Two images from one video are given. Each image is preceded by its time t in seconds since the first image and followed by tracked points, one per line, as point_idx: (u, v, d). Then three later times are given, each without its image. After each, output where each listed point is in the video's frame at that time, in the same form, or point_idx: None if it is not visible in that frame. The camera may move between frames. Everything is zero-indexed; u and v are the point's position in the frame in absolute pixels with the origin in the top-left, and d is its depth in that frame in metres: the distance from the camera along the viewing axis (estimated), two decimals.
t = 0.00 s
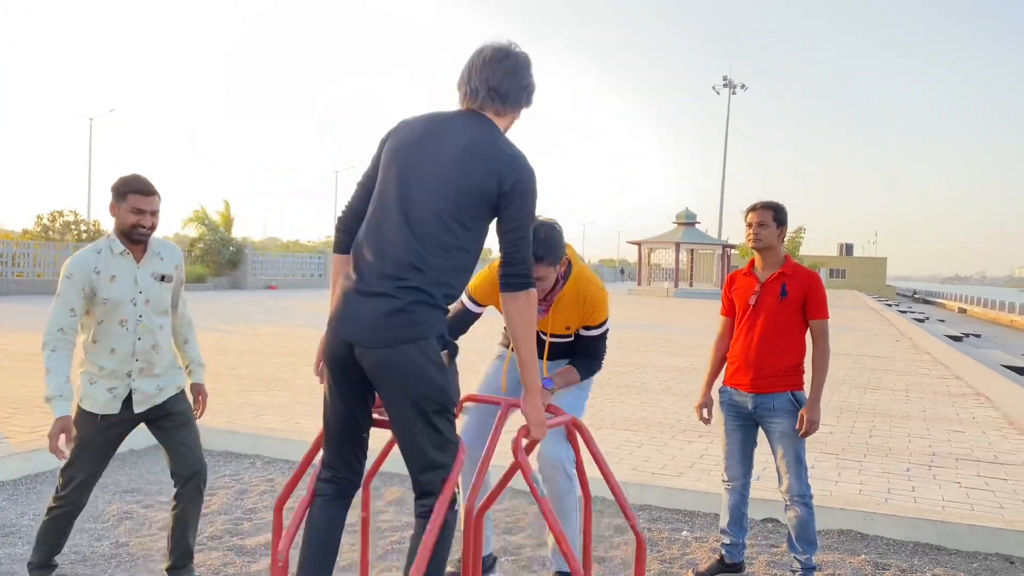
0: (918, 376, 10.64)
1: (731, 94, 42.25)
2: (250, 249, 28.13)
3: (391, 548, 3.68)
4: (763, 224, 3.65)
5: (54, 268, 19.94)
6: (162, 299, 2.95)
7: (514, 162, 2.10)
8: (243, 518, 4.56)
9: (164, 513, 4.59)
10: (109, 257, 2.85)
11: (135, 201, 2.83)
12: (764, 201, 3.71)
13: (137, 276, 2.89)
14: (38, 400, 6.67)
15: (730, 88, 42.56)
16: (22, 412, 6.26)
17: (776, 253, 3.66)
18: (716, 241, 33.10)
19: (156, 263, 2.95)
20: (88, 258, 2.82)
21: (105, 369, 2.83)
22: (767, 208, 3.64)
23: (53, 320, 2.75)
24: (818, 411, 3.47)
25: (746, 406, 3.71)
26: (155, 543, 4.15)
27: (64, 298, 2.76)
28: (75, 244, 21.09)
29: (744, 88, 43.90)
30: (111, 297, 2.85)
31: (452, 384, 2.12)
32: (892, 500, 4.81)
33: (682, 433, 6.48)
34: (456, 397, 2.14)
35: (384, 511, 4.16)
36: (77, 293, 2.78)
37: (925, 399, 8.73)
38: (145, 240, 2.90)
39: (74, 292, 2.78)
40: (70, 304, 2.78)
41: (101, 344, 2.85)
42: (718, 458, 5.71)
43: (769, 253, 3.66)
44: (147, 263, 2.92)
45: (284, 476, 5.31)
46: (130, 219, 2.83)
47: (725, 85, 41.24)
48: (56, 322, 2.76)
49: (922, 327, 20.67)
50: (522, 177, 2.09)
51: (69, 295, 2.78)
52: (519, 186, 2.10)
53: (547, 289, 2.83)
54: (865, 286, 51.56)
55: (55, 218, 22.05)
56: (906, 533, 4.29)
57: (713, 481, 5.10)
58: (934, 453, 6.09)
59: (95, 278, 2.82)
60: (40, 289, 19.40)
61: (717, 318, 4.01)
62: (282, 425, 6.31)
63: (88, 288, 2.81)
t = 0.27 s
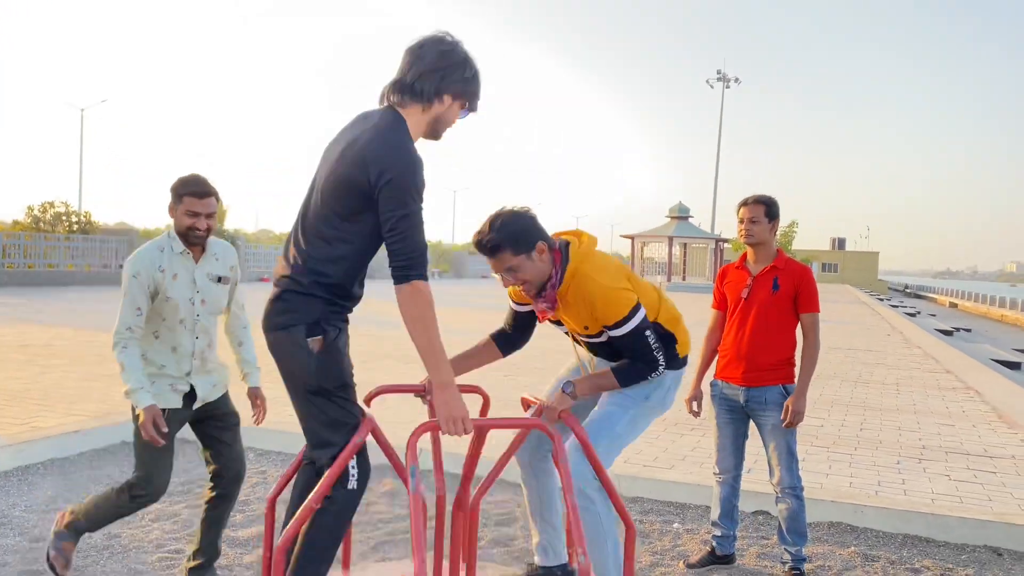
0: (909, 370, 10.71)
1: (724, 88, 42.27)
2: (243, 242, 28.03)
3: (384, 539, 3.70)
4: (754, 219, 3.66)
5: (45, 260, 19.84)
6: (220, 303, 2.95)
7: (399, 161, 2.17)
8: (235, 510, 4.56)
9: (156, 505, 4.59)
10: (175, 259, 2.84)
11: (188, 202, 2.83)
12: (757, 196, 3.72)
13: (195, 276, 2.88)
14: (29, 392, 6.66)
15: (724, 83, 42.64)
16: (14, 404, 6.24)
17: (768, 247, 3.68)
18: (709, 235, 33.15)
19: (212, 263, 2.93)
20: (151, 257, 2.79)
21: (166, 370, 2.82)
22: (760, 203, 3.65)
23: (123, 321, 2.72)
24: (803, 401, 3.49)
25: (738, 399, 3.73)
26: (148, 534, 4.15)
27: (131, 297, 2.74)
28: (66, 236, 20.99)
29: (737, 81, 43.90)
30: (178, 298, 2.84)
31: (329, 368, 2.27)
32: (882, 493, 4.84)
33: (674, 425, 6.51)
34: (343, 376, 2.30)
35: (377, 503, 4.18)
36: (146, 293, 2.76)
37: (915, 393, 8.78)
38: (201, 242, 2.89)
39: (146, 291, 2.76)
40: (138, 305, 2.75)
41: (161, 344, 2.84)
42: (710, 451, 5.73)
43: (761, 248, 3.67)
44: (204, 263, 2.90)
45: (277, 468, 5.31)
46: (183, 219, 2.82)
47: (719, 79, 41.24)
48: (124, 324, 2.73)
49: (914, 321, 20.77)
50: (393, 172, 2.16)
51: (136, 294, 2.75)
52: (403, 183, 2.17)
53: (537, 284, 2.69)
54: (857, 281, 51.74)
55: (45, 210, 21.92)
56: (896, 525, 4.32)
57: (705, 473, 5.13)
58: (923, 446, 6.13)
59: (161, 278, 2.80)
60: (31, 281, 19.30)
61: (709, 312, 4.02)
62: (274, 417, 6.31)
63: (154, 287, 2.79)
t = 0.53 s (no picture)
0: (901, 363, 10.78)
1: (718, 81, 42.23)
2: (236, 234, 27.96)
3: (377, 530, 3.72)
4: (747, 214, 3.67)
5: (36, 251, 19.77)
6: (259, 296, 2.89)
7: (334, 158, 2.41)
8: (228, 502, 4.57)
9: (150, 497, 4.59)
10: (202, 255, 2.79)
11: (213, 201, 2.74)
12: (749, 190, 3.72)
13: (227, 275, 2.82)
14: (21, 384, 6.64)
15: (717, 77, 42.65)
16: (5, 396, 6.23)
17: (760, 241, 3.70)
18: (702, 229, 33.26)
19: (246, 261, 2.86)
20: (181, 258, 2.75)
21: (209, 363, 2.83)
22: (752, 198, 3.65)
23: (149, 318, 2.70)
24: (797, 396, 3.51)
25: (730, 392, 3.75)
26: (142, 526, 4.16)
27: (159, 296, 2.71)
28: (58, 227, 20.91)
29: (734, 73, 43.86)
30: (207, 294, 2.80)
31: (292, 344, 2.64)
32: (872, 485, 4.88)
33: (666, 418, 6.54)
34: (308, 351, 2.66)
35: (370, 495, 4.19)
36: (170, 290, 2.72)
37: (906, 386, 8.84)
38: (232, 241, 2.81)
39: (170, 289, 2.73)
40: (162, 303, 2.72)
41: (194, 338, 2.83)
42: (702, 443, 5.76)
43: (753, 242, 3.69)
44: (237, 263, 2.84)
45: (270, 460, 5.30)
46: (205, 220, 2.74)
47: (714, 72, 41.25)
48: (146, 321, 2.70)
49: (905, 315, 20.92)
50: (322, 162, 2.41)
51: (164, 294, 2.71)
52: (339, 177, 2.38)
53: (466, 253, 2.39)
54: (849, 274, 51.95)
55: (37, 201, 21.81)
56: (885, 517, 4.36)
57: (696, 465, 5.16)
58: (913, 439, 6.18)
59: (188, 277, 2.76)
60: (22, 272, 19.23)
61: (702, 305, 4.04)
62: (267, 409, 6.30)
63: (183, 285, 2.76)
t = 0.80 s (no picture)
0: (890, 356, 10.87)
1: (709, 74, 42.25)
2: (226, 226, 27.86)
3: (373, 523, 3.74)
4: (740, 209, 3.69)
5: (26, 244, 19.66)
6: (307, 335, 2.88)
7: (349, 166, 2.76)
8: (223, 495, 4.57)
9: (145, 490, 4.59)
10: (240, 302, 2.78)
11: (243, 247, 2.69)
12: (743, 184, 3.75)
13: (261, 316, 2.82)
14: (13, 378, 6.62)
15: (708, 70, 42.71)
16: None
17: (753, 236, 3.72)
18: (693, 222, 33.36)
19: (279, 302, 2.85)
20: (219, 300, 2.75)
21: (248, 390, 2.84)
22: (746, 192, 3.67)
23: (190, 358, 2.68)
24: (793, 389, 3.55)
25: (724, 385, 3.78)
26: (137, 519, 4.17)
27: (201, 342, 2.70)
28: (47, 220, 20.80)
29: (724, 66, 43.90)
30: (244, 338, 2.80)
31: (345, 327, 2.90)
32: (863, 477, 4.94)
33: (658, 410, 6.60)
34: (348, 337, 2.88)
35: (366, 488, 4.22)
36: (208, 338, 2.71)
37: (895, 378, 8.93)
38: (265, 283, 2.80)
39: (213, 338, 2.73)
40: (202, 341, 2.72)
41: (237, 378, 2.85)
42: (694, 436, 5.81)
43: (746, 236, 3.71)
44: (270, 304, 2.83)
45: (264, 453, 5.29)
46: (235, 266, 2.72)
47: (704, 66, 41.31)
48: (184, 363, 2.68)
49: (894, 308, 21.08)
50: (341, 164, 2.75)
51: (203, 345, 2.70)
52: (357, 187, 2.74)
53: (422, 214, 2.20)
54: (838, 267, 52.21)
55: (26, 193, 21.68)
56: (875, 508, 4.41)
57: (689, 457, 5.21)
58: (903, 431, 6.25)
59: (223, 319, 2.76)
60: (12, 265, 19.14)
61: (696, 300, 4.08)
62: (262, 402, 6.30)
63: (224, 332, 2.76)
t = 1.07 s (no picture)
0: (879, 346, 10.97)
1: (697, 66, 42.27)
2: (213, 218, 27.67)
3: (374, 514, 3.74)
4: (742, 200, 3.65)
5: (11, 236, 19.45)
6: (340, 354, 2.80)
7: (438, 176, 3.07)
8: (222, 487, 4.43)
9: (142, 483, 4.44)
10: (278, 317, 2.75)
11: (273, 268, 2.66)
12: (743, 174, 3.69)
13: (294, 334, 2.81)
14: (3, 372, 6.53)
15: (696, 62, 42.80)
16: None
17: (751, 227, 3.68)
18: (681, 214, 33.48)
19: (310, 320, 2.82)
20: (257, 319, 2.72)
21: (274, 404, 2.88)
22: (746, 183, 3.61)
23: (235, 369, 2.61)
24: (789, 379, 3.56)
25: (722, 375, 3.77)
26: (136, 512, 4.03)
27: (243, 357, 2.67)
28: (32, 211, 20.57)
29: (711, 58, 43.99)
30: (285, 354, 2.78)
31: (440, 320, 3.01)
32: (857, 466, 5.00)
33: (652, 401, 6.63)
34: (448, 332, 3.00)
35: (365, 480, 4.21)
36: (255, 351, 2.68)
37: (886, 369, 8.99)
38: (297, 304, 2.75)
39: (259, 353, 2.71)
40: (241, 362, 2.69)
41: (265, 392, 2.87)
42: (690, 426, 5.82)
43: (745, 228, 3.67)
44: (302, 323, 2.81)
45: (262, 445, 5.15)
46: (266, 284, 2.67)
47: (692, 57, 41.37)
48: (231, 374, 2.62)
49: (880, 298, 21.26)
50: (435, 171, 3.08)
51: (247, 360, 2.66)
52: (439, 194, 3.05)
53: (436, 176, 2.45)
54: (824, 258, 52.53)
55: (10, 185, 21.43)
56: (870, 497, 4.45)
57: (684, 448, 5.24)
58: (894, 421, 6.32)
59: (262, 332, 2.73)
60: None
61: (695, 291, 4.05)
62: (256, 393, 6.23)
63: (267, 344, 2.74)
